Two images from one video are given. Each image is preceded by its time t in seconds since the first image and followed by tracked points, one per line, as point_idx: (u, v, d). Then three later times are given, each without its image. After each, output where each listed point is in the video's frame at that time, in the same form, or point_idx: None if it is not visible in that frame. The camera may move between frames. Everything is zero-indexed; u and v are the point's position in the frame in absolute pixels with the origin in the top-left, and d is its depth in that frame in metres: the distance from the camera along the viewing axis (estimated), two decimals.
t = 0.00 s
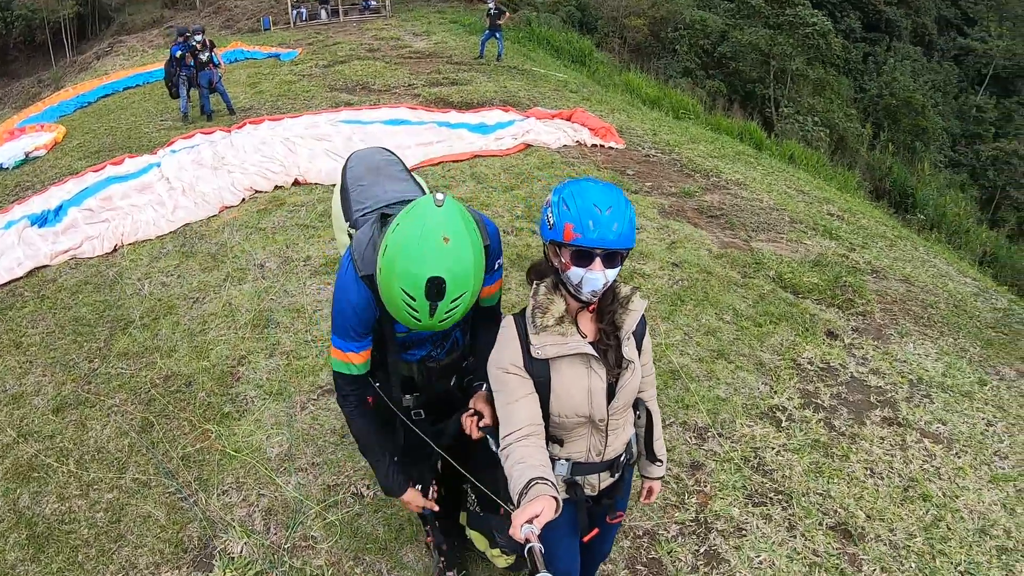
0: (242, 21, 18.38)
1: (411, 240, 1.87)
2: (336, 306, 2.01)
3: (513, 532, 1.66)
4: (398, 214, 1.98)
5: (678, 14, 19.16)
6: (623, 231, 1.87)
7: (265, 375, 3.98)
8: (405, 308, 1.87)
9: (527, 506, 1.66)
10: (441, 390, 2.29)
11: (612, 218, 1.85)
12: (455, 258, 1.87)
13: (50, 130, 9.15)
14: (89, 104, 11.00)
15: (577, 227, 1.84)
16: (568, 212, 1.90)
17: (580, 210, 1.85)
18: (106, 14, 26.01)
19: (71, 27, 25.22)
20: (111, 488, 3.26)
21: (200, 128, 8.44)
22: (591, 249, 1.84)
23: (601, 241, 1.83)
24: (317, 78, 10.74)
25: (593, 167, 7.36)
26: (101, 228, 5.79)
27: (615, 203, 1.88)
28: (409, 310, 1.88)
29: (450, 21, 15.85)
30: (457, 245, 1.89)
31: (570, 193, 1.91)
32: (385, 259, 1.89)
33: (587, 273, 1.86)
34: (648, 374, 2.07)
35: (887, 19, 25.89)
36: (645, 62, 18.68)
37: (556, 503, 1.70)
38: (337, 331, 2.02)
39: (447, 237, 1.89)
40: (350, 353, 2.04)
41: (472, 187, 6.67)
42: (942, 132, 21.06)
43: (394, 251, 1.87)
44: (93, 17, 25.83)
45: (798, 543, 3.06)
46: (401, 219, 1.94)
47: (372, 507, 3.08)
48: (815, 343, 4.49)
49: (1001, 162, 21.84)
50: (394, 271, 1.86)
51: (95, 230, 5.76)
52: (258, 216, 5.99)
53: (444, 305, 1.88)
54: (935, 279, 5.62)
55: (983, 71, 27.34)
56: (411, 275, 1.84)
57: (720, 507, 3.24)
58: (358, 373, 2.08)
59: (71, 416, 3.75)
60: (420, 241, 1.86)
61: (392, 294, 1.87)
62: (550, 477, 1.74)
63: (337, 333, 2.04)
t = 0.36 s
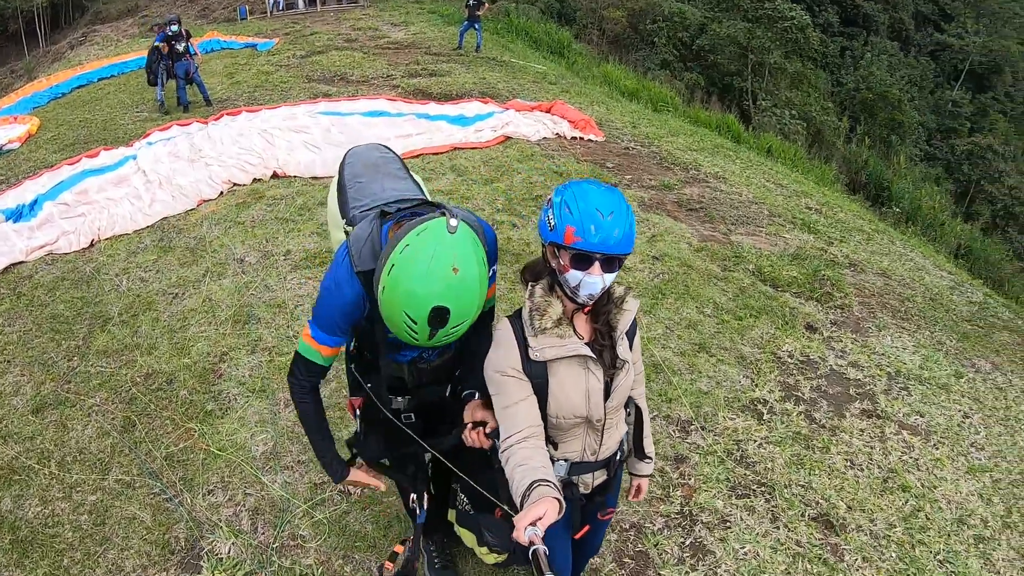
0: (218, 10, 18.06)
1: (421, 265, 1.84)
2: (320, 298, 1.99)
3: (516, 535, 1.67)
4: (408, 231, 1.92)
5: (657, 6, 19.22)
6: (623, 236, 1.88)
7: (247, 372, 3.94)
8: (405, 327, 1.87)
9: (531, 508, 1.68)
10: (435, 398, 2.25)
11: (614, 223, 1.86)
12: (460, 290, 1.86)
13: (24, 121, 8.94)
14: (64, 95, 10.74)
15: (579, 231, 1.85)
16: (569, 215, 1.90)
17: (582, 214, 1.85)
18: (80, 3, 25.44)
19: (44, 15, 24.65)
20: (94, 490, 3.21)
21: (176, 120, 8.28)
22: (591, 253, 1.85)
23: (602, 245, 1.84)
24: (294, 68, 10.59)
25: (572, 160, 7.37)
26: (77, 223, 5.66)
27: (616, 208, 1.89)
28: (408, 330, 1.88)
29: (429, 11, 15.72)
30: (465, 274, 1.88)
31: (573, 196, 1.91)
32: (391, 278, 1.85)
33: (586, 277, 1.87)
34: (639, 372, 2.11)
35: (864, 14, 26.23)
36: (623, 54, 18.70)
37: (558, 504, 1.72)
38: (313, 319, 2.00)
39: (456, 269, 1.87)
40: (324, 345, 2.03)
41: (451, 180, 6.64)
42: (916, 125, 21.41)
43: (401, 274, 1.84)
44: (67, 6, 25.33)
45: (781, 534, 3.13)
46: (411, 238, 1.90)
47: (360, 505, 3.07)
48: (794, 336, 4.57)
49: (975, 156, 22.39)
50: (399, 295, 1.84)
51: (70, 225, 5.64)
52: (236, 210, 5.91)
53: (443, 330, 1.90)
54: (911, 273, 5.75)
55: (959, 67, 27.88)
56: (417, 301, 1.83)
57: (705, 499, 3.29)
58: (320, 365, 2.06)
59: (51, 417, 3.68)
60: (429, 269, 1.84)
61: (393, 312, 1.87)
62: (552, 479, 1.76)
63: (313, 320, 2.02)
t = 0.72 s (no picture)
0: (191, 17, 17.89)
1: (389, 269, 1.87)
2: (298, 288, 2.00)
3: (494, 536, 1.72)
4: (377, 233, 1.94)
5: (632, 5, 19.39)
6: (602, 233, 1.94)
7: (229, 379, 3.94)
8: (377, 327, 1.91)
9: (509, 509, 1.72)
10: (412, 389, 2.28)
11: (593, 220, 1.92)
12: (429, 291, 1.90)
13: None
14: (38, 105, 10.56)
15: (560, 231, 1.89)
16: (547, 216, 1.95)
17: (562, 214, 1.90)
18: (52, 11, 25.09)
19: (16, 25, 24.24)
20: (80, 501, 3.19)
21: (150, 128, 8.20)
22: (573, 252, 1.89)
23: (583, 243, 1.89)
24: (269, 73, 10.53)
25: (549, 158, 7.42)
26: (54, 234, 5.60)
27: (593, 206, 1.95)
28: (380, 330, 1.92)
29: (403, 13, 15.68)
30: (434, 276, 1.91)
31: (550, 197, 1.96)
32: (362, 282, 1.88)
33: (569, 276, 1.91)
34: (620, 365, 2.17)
35: (837, 8, 26.65)
36: (599, 51, 18.80)
37: (539, 506, 1.76)
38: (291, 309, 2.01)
39: (425, 271, 1.90)
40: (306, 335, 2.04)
41: (428, 182, 6.66)
42: (890, 116, 21.77)
43: (370, 277, 1.87)
44: (39, 14, 24.98)
45: (765, 522, 3.21)
46: (380, 241, 1.92)
47: (346, 507, 3.09)
48: (773, 327, 4.67)
49: (949, 145, 22.82)
50: (370, 298, 1.87)
51: (48, 236, 5.58)
52: (214, 216, 5.88)
53: (414, 330, 1.94)
54: (888, 262, 5.88)
55: (931, 58, 28.37)
56: (388, 303, 1.87)
57: (688, 490, 3.36)
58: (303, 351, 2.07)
59: (34, 430, 3.65)
60: (398, 272, 1.87)
61: (366, 314, 1.91)
62: (533, 482, 1.80)
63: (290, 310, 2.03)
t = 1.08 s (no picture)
0: (182, 15, 17.79)
1: (380, 247, 1.87)
2: (292, 277, 1.99)
3: (489, 538, 1.72)
4: (365, 216, 1.96)
5: None
6: (587, 226, 1.93)
7: (223, 377, 3.93)
8: (378, 306, 1.90)
9: (503, 511, 1.73)
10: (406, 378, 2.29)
11: (577, 215, 1.91)
12: (423, 264, 1.89)
13: None
14: (29, 104, 10.50)
15: (542, 226, 1.89)
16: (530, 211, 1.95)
17: (545, 209, 1.90)
18: (42, 11, 24.97)
19: (6, 25, 24.09)
20: (73, 501, 3.19)
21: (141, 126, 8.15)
22: (556, 247, 1.89)
23: (566, 238, 1.89)
24: (260, 70, 10.48)
25: (542, 153, 7.41)
26: (45, 234, 5.57)
27: (577, 199, 1.94)
28: (382, 308, 1.91)
29: (395, 10, 15.63)
30: (426, 250, 1.91)
31: (533, 191, 1.95)
32: (356, 264, 1.89)
33: (553, 271, 1.91)
34: (610, 358, 2.17)
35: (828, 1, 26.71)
36: (591, 46, 18.77)
37: (531, 507, 1.76)
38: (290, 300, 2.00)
39: (417, 245, 1.90)
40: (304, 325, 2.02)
41: (420, 178, 6.64)
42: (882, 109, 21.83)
43: (364, 257, 1.87)
44: (29, 14, 24.82)
45: (760, 514, 3.22)
46: (369, 222, 1.93)
47: (340, 503, 3.10)
48: (766, 320, 4.68)
49: (943, 138, 22.88)
50: (366, 278, 1.87)
51: (40, 236, 5.55)
52: (206, 214, 5.85)
53: (415, 305, 1.93)
54: (881, 254, 5.90)
55: (924, 51, 28.44)
56: (384, 279, 1.86)
57: (682, 483, 3.38)
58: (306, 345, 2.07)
59: (27, 430, 3.63)
60: (389, 249, 1.87)
61: (365, 295, 1.91)
62: (525, 481, 1.80)
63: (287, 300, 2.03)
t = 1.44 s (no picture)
0: (176, 14, 17.73)
1: (406, 238, 1.88)
2: (305, 271, 1.97)
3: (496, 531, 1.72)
4: (385, 209, 1.96)
5: None
6: (589, 219, 1.95)
7: (221, 375, 3.92)
8: (401, 296, 1.91)
9: (510, 504, 1.74)
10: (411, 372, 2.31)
11: (579, 207, 1.92)
12: (447, 255, 1.92)
13: None
14: (23, 104, 10.45)
15: (545, 218, 1.90)
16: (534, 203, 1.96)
17: (548, 202, 1.91)
18: (36, 11, 24.88)
19: None
20: (72, 501, 3.18)
21: (136, 125, 8.12)
22: (559, 240, 1.90)
23: (569, 230, 1.90)
24: (255, 69, 10.46)
25: (537, 151, 7.42)
26: (41, 233, 5.55)
27: (580, 192, 1.96)
28: (405, 298, 1.92)
29: (389, 8, 15.60)
30: (450, 240, 1.93)
31: (536, 184, 1.97)
32: (381, 256, 1.89)
33: (556, 264, 1.92)
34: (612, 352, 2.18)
35: None
36: (585, 44, 18.69)
37: (537, 500, 1.78)
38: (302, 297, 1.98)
39: (442, 236, 1.92)
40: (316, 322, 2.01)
41: (417, 176, 6.63)
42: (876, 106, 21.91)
43: (390, 248, 1.88)
44: (23, 13, 24.72)
45: (759, 508, 3.24)
46: (393, 213, 1.93)
47: (341, 500, 3.10)
48: (763, 316, 4.70)
49: (937, 135, 22.98)
50: (392, 269, 1.88)
51: (35, 235, 5.53)
52: (202, 213, 5.84)
53: (439, 295, 1.94)
54: (876, 250, 5.93)
55: (918, 49, 28.52)
56: (411, 271, 1.87)
57: (681, 477, 3.39)
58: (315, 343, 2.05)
59: (25, 430, 3.62)
60: (416, 240, 1.88)
61: (389, 286, 1.91)
62: (530, 475, 1.81)
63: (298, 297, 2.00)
